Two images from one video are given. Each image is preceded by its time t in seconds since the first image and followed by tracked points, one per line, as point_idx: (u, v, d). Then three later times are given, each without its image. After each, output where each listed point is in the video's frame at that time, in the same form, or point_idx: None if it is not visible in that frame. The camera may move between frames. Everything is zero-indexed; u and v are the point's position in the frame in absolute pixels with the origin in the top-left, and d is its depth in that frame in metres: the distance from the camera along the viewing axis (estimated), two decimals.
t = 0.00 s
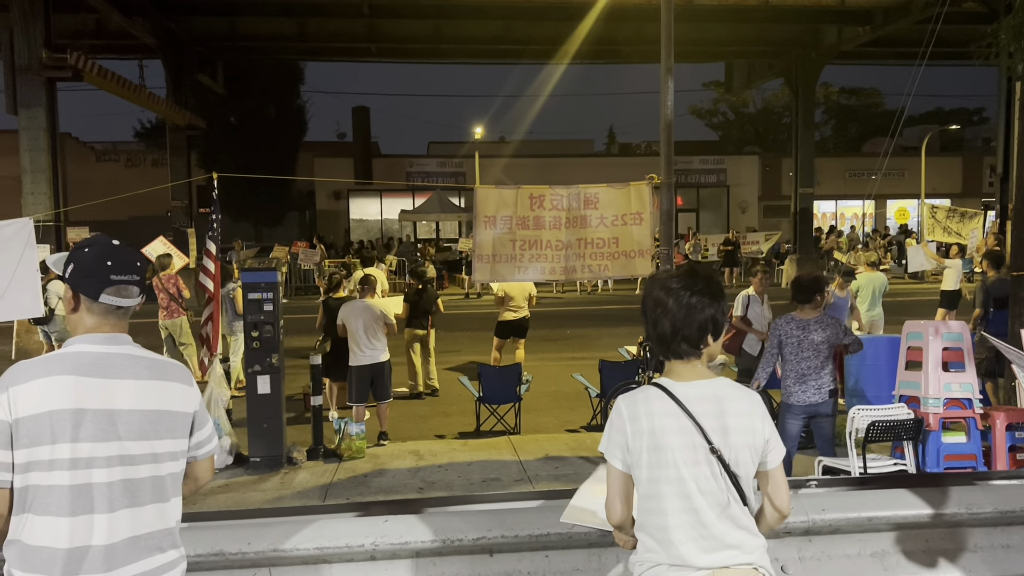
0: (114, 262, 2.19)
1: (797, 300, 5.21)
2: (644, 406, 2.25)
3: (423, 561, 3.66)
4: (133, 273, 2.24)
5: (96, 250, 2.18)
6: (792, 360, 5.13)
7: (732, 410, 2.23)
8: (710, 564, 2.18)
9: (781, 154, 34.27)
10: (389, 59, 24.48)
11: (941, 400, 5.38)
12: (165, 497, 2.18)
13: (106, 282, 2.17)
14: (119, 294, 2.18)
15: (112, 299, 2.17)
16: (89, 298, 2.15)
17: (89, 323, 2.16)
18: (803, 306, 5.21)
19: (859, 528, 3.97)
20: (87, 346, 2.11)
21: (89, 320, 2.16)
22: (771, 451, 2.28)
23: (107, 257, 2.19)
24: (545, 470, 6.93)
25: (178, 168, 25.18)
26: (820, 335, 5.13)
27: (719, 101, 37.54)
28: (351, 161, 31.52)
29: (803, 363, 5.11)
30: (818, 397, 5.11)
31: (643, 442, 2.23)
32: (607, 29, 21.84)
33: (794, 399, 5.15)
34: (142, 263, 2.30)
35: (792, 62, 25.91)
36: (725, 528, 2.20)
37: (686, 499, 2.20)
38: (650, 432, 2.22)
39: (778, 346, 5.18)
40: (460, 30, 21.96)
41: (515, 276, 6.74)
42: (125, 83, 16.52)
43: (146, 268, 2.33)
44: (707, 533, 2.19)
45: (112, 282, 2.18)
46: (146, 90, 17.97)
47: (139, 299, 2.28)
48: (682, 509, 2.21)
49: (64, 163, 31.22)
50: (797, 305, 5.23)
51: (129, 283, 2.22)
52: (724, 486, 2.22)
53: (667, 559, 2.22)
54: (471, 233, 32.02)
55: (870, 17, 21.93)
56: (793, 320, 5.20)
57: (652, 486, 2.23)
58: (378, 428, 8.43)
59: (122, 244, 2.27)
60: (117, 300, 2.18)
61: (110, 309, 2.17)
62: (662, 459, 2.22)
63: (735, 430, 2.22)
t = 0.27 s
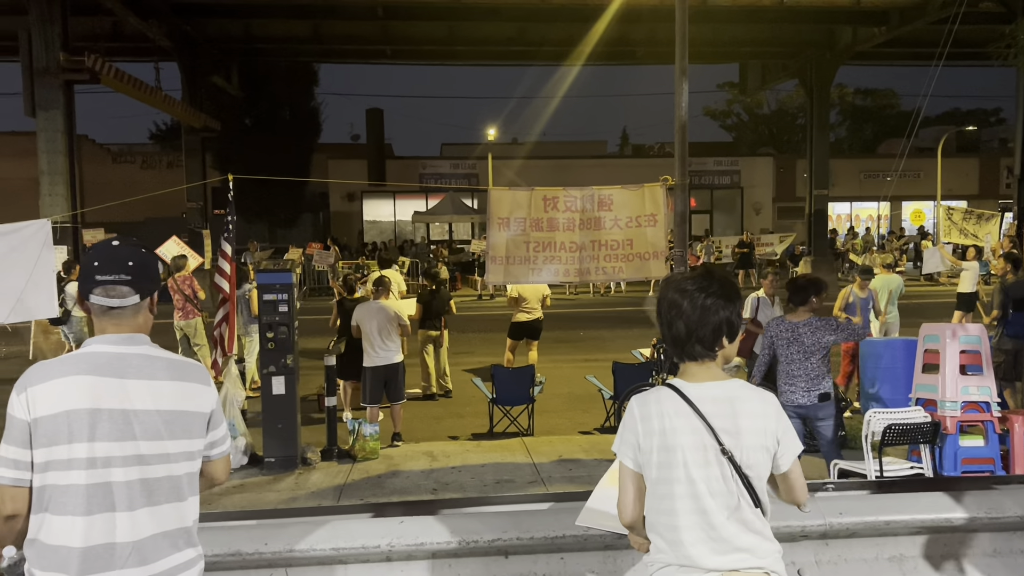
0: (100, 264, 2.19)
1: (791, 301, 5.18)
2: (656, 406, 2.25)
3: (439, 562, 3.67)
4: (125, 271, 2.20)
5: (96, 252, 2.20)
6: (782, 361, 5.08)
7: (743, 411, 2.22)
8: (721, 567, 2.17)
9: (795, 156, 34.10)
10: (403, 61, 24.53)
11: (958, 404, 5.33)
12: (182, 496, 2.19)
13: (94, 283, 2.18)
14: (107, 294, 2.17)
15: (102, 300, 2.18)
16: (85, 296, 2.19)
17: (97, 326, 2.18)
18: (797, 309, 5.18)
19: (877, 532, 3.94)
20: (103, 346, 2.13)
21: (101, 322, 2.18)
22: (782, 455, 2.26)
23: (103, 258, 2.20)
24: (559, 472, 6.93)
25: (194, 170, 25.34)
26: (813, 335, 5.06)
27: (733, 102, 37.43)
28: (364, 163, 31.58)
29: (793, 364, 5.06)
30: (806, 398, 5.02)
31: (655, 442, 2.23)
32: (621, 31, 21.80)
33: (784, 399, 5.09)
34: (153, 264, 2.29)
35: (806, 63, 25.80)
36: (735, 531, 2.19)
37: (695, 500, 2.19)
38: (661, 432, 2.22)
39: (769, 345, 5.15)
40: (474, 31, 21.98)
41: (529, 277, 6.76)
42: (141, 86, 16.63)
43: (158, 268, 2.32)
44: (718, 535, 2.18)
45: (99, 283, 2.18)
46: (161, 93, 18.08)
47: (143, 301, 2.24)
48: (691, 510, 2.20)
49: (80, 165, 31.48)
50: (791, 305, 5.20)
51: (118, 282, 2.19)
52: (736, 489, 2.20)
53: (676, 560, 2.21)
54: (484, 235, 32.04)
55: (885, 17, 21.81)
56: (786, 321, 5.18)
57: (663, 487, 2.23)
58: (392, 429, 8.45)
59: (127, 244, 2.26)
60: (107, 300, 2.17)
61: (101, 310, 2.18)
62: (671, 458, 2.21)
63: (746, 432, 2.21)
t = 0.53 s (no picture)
0: (115, 263, 2.21)
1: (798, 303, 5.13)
2: (676, 407, 2.24)
3: (458, 563, 3.67)
4: (135, 271, 2.19)
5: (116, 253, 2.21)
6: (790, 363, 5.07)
7: (764, 412, 2.21)
8: (744, 568, 2.16)
9: (815, 157, 33.86)
10: (422, 63, 24.61)
11: (982, 407, 5.27)
12: (201, 496, 2.19)
13: (107, 284, 2.20)
14: (120, 294, 2.18)
15: (115, 300, 2.19)
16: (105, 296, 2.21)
17: (116, 327, 2.19)
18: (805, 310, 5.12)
19: (900, 536, 3.90)
20: (124, 346, 2.13)
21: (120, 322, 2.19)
22: (804, 455, 2.25)
23: (119, 259, 2.21)
24: (577, 473, 6.92)
25: (214, 172, 25.55)
26: (819, 337, 5.01)
27: (752, 102, 37.26)
28: (383, 164, 31.73)
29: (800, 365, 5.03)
30: (814, 402, 4.97)
31: (677, 443, 2.22)
32: (639, 32, 21.75)
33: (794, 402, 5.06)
34: (172, 265, 2.29)
35: (827, 64, 25.60)
36: (759, 533, 2.18)
37: (719, 501, 2.18)
38: (682, 433, 2.21)
39: (778, 348, 5.14)
40: (492, 33, 22.00)
41: (547, 278, 6.75)
42: (163, 88, 16.78)
43: (179, 269, 2.33)
44: (740, 537, 2.17)
45: (112, 283, 2.19)
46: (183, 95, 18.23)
47: (155, 298, 2.22)
48: (714, 512, 2.19)
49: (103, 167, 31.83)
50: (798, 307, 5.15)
51: (130, 283, 2.19)
52: (759, 489, 2.19)
53: (699, 562, 2.19)
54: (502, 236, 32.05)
55: (907, 17, 21.62)
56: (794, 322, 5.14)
57: (686, 488, 2.21)
58: (411, 429, 8.48)
59: (145, 246, 2.27)
60: (120, 300, 2.18)
61: (117, 311, 2.19)
62: (694, 460, 2.20)
63: (769, 433, 2.19)
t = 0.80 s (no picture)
0: (152, 265, 2.23)
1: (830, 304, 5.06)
2: (716, 409, 2.24)
3: (493, 562, 3.69)
4: (171, 272, 2.21)
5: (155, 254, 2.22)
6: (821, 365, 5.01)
7: (806, 415, 2.19)
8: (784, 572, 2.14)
9: (853, 156, 33.36)
10: (455, 64, 24.67)
11: None
12: (237, 491, 2.16)
13: (147, 283, 2.21)
14: (156, 295, 2.20)
15: (152, 301, 2.21)
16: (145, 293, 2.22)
17: (155, 327, 2.21)
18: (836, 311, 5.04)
19: (940, 542, 3.85)
20: (161, 344, 2.13)
21: (158, 323, 2.21)
22: (847, 459, 2.22)
23: (157, 258, 2.23)
24: (609, 474, 6.90)
25: (251, 173, 25.90)
26: (849, 338, 4.93)
27: (787, 102, 36.84)
28: (416, 165, 31.93)
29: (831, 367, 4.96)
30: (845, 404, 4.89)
31: (716, 445, 2.21)
32: (673, 30, 21.60)
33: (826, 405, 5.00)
34: (210, 265, 2.30)
35: (865, 61, 25.22)
36: (799, 536, 2.15)
37: (757, 504, 2.17)
38: (722, 435, 2.20)
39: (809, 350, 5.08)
40: (526, 33, 22.00)
41: (580, 279, 6.74)
42: (201, 90, 17.03)
43: (216, 270, 2.33)
44: (779, 540, 2.15)
45: (151, 283, 2.21)
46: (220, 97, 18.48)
47: (191, 303, 2.24)
48: (753, 514, 2.18)
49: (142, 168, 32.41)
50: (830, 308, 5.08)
51: (166, 283, 2.21)
52: (798, 493, 2.16)
53: (737, 565, 2.18)
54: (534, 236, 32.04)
55: (948, 13, 21.24)
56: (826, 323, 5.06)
57: (724, 489, 2.21)
58: (443, 429, 8.52)
59: (183, 246, 2.28)
60: (156, 300, 2.20)
61: (155, 311, 2.21)
62: (733, 462, 2.19)
63: (810, 436, 2.17)
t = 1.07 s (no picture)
0: (195, 262, 2.24)
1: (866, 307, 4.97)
2: (758, 411, 2.21)
3: (529, 561, 3.68)
4: (211, 270, 2.22)
5: (197, 253, 2.25)
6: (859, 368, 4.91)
7: (850, 421, 2.15)
8: None
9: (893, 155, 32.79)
10: (489, 64, 24.68)
11: None
12: (273, 487, 2.15)
13: (188, 280, 2.23)
14: (197, 292, 2.21)
15: (193, 299, 2.23)
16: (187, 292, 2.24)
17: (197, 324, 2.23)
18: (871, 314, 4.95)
19: (985, 547, 3.77)
20: (201, 341, 2.13)
21: (200, 320, 2.23)
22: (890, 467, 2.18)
23: (199, 256, 2.25)
24: (644, 475, 6.87)
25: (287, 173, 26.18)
26: (887, 340, 4.84)
27: (825, 100, 36.33)
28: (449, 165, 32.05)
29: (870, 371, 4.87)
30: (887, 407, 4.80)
31: (756, 447, 2.18)
32: (709, 29, 21.42)
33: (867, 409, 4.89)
34: (251, 263, 2.31)
35: (905, 59, 24.79)
36: (837, 542, 2.12)
37: (796, 508, 2.14)
38: (763, 439, 2.17)
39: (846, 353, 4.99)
40: (561, 32, 21.95)
41: (614, 279, 6.71)
42: (240, 91, 17.27)
43: (258, 267, 2.35)
44: (817, 546, 2.12)
45: (192, 280, 2.22)
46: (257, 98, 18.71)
47: (233, 299, 2.25)
48: (791, 518, 2.15)
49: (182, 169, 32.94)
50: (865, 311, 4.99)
51: (206, 280, 2.22)
52: (839, 500, 2.13)
53: (773, 569, 2.16)
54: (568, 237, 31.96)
55: (992, 10, 20.81)
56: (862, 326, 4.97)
57: (763, 493, 2.18)
58: (477, 427, 8.53)
59: (225, 244, 2.30)
60: (197, 298, 2.21)
61: (196, 308, 2.23)
62: (772, 466, 2.16)
63: (853, 442, 2.13)
